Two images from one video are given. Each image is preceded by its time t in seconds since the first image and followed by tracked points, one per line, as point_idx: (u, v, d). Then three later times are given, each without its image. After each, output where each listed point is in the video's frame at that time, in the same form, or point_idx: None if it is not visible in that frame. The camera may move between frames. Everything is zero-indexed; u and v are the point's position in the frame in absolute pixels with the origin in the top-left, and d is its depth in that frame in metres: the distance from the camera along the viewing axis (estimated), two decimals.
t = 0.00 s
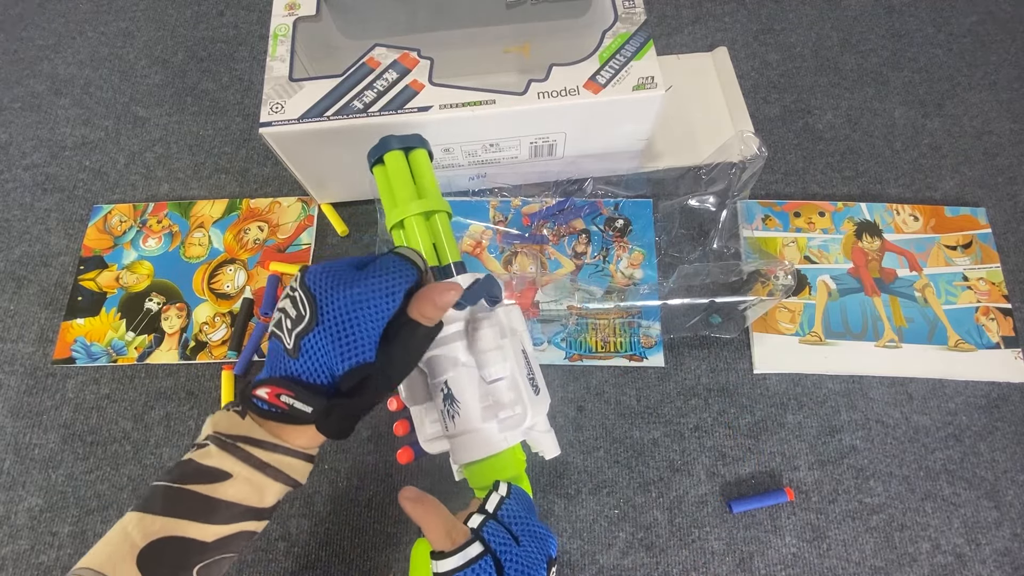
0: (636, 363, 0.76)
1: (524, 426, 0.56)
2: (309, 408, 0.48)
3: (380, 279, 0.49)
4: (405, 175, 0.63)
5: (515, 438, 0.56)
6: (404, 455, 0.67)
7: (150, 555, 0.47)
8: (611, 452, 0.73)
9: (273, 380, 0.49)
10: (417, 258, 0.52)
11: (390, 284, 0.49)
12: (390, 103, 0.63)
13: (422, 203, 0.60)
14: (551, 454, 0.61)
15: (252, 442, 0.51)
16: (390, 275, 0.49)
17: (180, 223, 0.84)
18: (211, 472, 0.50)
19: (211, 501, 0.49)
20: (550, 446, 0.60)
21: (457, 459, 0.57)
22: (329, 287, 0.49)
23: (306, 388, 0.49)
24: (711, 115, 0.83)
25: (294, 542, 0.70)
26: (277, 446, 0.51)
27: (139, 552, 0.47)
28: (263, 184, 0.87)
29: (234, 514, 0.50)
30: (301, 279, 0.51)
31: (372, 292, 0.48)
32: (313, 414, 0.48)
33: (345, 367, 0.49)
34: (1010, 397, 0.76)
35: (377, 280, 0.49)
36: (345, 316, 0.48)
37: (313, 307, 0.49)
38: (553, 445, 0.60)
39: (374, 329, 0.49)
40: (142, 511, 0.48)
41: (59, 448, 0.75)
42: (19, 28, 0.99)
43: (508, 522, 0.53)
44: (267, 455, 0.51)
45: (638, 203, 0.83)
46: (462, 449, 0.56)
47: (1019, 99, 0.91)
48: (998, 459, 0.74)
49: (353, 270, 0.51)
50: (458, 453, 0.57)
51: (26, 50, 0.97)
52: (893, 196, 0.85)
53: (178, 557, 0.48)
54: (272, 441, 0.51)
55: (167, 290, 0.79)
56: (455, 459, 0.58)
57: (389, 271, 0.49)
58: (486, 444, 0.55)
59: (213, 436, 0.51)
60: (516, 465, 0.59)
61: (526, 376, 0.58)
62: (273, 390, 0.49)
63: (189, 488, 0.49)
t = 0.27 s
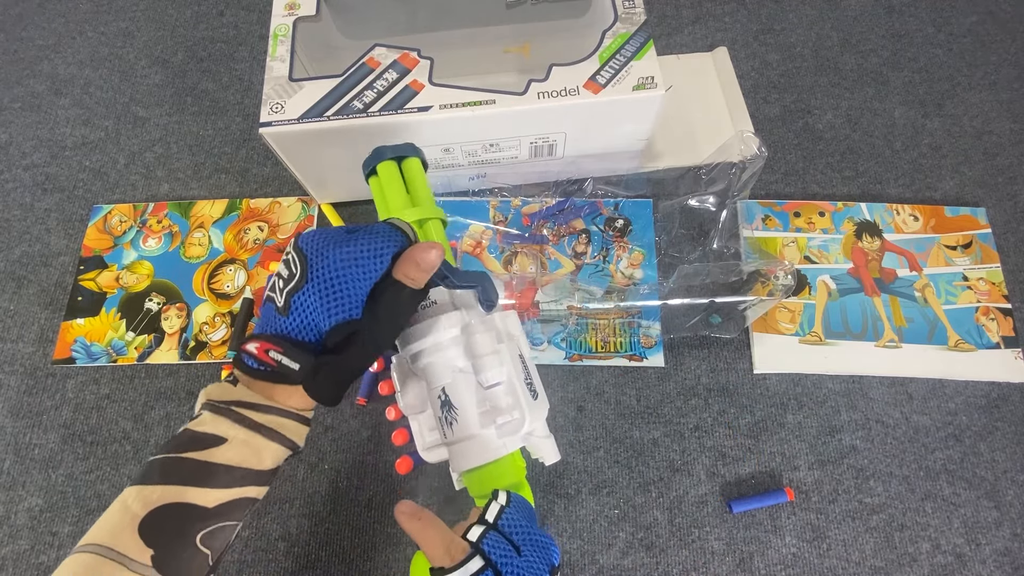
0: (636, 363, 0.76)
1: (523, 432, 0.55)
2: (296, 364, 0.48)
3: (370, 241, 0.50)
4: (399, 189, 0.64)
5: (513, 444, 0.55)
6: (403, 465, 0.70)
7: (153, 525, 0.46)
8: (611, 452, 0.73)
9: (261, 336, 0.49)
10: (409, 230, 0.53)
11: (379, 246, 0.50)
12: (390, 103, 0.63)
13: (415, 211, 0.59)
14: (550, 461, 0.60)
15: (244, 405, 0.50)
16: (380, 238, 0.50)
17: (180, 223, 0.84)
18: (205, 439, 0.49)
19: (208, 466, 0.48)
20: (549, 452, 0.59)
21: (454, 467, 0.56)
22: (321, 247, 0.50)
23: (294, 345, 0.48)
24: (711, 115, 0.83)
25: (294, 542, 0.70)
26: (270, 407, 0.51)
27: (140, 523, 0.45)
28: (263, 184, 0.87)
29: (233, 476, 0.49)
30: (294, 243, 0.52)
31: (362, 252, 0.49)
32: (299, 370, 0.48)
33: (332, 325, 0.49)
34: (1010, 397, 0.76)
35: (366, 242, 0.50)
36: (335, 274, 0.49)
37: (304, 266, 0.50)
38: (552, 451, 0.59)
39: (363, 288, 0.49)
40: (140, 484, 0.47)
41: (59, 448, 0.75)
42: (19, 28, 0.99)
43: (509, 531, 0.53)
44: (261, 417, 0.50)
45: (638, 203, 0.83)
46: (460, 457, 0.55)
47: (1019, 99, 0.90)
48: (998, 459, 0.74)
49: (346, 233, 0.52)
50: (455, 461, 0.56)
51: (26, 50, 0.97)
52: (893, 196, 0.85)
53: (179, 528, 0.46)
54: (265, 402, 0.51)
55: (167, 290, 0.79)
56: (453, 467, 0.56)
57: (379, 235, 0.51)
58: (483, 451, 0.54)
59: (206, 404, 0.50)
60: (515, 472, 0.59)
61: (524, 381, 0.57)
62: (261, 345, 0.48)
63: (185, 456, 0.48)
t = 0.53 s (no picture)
0: (636, 363, 0.76)
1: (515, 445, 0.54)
2: (283, 337, 0.51)
3: (365, 228, 0.52)
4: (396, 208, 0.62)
5: (505, 457, 0.55)
6: (397, 484, 0.67)
7: (155, 499, 0.46)
8: (611, 452, 0.73)
9: (257, 306, 0.53)
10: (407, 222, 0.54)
11: (371, 233, 0.52)
12: (390, 103, 0.63)
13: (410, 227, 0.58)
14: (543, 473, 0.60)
15: (239, 381, 0.53)
16: (374, 226, 0.52)
17: (180, 223, 0.84)
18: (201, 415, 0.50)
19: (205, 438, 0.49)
20: (541, 463, 0.60)
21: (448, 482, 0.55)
22: (320, 229, 0.53)
23: (284, 318, 0.52)
24: (711, 115, 0.83)
25: (294, 542, 0.70)
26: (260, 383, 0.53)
27: (142, 498, 0.46)
28: (263, 184, 0.87)
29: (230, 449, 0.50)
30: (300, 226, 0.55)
31: (354, 237, 0.51)
32: (286, 342, 0.51)
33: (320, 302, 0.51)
34: (1010, 397, 0.76)
35: (359, 229, 0.52)
36: (326, 255, 0.51)
37: (302, 247, 0.53)
38: (545, 462, 0.60)
39: (351, 270, 0.51)
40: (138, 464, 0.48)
41: (59, 448, 0.75)
42: (19, 28, 0.99)
43: (506, 544, 0.53)
44: (253, 393, 0.53)
45: (638, 203, 0.83)
46: (453, 472, 0.54)
47: (1019, 99, 0.90)
48: (998, 459, 0.74)
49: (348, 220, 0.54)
50: (448, 476, 0.55)
51: (26, 50, 0.97)
52: (893, 196, 0.85)
53: (177, 506, 0.47)
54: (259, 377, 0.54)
55: (167, 290, 0.79)
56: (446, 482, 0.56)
57: (374, 224, 0.52)
58: (477, 467, 0.54)
59: (202, 383, 0.52)
60: (511, 484, 0.56)
61: (515, 394, 0.56)
62: (254, 316, 0.52)
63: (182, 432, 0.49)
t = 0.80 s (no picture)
0: (636, 363, 0.76)
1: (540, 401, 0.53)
2: (351, 484, 0.43)
3: (439, 339, 0.45)
4: (396, 147, 0.51)
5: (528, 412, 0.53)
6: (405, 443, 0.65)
7: None
8: (611, 452, 0.73)
9: (312, 450, 0.43)
10: (463, 297, 0.47)
11: (450, 336, 0.45)
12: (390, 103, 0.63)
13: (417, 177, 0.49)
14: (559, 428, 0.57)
15: (269, 524, 0.45)
16: (448, 333, 0.45)
17: (180, 223, 0.84)
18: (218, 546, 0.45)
19: None
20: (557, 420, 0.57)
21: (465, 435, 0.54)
22: (383, 343, 0.44)
23: (348, 462, 0.43)
24: (711, 115, 0.83)
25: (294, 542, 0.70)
26: (294, 531, 0.45)
27: None
28: (263, 184, 0.87)
29: None
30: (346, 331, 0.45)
31: (432, 351, 0.45)
32: (354, 489, 0.44)
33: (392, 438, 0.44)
34: (1010, 397, 0.76)
35: (435, 336, 0.45)
36: (399, 378, 0.44)
37: (366, 370, 0.44)
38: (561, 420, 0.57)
39: (431, 391, 0.45)
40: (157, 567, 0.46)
41: (59, 448, 0.75)
42: (19, 28, 0.99)
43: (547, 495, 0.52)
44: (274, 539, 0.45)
45: (638, 203, 0.83)
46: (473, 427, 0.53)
47: (1018, 99, 0.91)
48: (998, 459, 0.74)
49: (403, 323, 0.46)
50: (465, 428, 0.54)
51: (26, 50, 0.97)
52: (893, 196, 0.85)
53: None
54: (292, 526, 0.45)
55: (167, 290, 0.79)
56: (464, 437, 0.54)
57: (447, 319, 0.45)
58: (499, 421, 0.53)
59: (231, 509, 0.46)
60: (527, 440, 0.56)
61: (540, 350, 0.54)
62: (314, 463, 0.43)
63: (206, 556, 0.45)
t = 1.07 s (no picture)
0: (636, 363, 0.76)
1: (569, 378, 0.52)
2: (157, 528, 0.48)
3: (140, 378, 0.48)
4: (364, 174, 0.49)
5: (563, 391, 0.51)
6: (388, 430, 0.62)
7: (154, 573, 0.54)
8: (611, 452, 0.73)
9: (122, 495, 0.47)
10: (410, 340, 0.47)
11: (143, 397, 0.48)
12: (390, 103, 0.63)
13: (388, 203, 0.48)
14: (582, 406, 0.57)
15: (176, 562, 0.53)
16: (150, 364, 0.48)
17: (180, 223, 0.83)
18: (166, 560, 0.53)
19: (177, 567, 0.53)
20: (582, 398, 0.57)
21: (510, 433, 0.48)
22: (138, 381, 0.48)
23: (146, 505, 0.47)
24: (711, 115, 0.83)
25: (294, 542, 0.70)
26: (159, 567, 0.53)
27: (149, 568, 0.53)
28: (263, 184, 0.87)
29: (146, 565, 0.54)
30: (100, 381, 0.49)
31: (127, 406, 0.48)
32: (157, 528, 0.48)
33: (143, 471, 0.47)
34: (1010, 397, 0.76)
35: (128, 395, 0.48)
36: (124, 411, 0.48)
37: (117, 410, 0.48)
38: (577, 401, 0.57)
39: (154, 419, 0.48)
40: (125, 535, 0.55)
41: (59, 448, 0.75)
42: (19, 28, 0.99)
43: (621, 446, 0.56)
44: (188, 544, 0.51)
45: (638, 203, 0.83)
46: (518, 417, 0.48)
47: (1018, 99, 0.91)
48: (998, 459, 0.74)
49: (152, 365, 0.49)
50: (509, 425, 0.48)
51: (26, 50, 0.97)
52: (893, 196, 0.85)
53: None
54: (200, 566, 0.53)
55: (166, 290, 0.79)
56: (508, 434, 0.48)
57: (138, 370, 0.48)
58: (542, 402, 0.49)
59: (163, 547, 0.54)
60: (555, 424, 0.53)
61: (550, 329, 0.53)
62: (121, 507, 0.47)
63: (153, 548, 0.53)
